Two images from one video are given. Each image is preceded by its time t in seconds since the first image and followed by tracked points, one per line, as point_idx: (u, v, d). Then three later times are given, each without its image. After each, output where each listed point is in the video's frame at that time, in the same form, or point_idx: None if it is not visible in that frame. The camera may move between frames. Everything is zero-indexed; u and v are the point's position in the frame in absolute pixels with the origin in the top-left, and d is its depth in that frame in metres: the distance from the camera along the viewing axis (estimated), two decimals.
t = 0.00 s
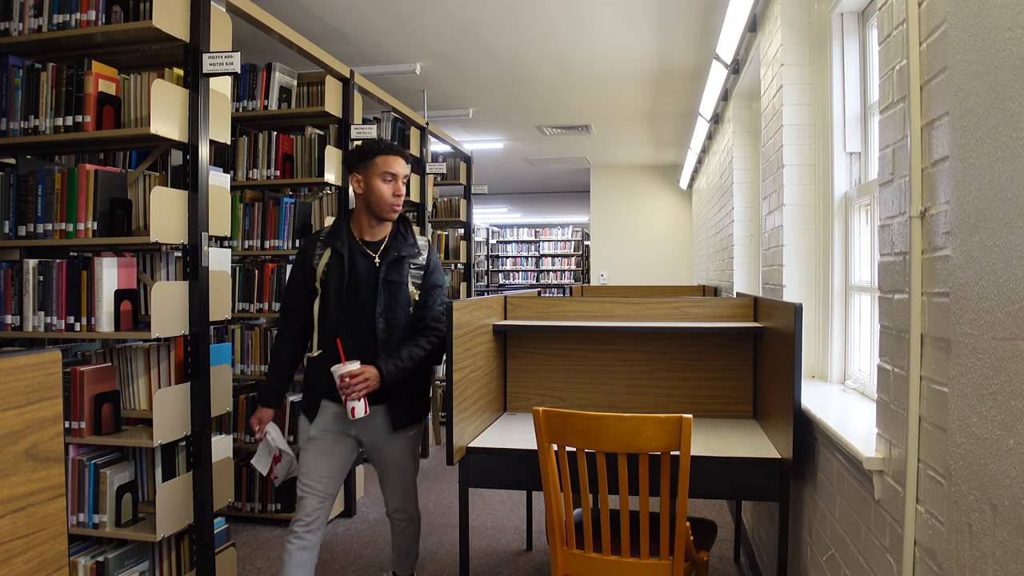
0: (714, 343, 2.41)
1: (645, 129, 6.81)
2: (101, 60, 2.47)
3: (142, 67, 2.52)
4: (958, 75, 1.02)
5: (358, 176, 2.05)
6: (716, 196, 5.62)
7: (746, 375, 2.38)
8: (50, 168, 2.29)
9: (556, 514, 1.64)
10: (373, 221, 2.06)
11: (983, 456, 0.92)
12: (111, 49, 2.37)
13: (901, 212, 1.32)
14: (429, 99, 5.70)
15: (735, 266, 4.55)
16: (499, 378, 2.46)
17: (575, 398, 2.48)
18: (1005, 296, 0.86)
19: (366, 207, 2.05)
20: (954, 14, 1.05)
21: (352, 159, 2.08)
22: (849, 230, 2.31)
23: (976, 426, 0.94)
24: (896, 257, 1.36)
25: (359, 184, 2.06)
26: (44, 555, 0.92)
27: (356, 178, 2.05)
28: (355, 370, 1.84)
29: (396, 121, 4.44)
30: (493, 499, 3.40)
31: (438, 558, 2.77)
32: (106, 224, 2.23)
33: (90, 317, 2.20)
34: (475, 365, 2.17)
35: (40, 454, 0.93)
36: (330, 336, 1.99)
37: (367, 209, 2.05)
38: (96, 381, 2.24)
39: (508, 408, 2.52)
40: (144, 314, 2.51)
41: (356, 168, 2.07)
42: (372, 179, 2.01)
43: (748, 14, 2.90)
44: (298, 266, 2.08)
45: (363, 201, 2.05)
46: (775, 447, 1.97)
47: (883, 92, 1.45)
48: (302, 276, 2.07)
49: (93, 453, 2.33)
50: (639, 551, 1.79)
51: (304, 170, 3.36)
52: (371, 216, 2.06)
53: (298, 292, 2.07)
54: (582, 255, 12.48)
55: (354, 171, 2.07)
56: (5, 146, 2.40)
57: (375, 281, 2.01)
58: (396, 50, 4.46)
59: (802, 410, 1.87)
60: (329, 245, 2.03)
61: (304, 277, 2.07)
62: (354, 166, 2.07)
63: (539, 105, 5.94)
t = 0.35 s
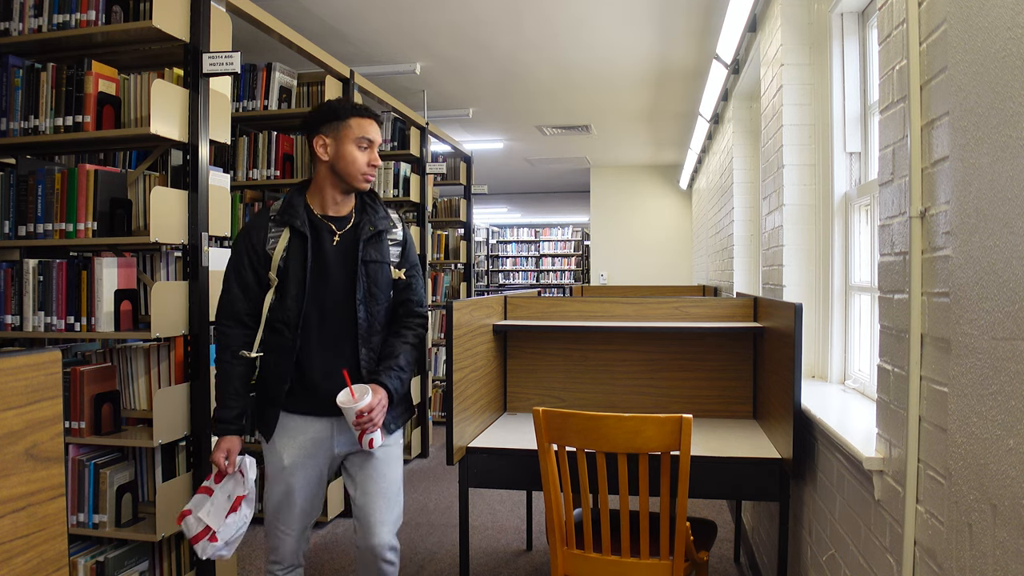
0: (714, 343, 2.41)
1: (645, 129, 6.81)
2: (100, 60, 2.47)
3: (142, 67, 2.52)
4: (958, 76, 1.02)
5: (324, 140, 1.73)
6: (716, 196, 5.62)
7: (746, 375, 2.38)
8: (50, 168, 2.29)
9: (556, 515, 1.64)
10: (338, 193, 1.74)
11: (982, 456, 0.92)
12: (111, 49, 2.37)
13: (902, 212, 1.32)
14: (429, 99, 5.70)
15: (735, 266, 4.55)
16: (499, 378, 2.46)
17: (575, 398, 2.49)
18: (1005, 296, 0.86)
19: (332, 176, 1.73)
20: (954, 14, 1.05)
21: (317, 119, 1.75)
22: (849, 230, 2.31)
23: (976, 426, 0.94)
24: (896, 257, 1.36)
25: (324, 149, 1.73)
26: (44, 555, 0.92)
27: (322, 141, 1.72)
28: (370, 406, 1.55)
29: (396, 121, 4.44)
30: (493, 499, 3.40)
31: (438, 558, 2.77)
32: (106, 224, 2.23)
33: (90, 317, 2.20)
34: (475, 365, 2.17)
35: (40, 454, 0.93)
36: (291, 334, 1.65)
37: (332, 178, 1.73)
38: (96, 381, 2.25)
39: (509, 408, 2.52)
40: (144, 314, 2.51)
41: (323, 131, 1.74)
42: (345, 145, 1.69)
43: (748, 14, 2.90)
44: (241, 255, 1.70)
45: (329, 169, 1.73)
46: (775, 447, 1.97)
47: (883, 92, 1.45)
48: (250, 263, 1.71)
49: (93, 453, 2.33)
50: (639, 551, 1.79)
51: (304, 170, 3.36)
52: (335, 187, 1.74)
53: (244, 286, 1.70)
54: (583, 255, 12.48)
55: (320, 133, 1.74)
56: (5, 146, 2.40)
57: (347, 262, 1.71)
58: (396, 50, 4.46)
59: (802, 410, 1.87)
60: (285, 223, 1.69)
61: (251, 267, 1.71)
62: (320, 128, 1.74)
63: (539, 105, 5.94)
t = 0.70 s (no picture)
0: (714, 343, 2.41)
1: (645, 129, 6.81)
2: (100, 60, 2.47)
3: (142, 66, 2.52)
4: (958, 75, 1.02)
5: (420, 142, 1.28)
6: (716, 196, 5.62)
7: (746, 375, 2.38)
8: (50, 168, 2.29)
9: (557, 516, 1.64)
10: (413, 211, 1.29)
11: (983, 456, 0.92)
12: (111, 49, 2.37)
13: (902, 212, 1.32)
14: (429, 99, 5.70)
15: (734, 265, 4.55)
16: (499, 378, 2.46)
17: (575, 398, 2.49)
18: (1005, 296, 0.86)
19: (416, 189, 1.29)
20: (954, 14, 1.05)
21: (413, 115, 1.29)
22: (849, 230, 2.31)
23: (976, 426, 0.94)
24: (896, 257, 1.36)
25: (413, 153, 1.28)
26: (44, 555, 0.92)
27: (418, 142, 1.28)
28: (455, 450, 1.21)
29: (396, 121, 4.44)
30: (493, 499, 3.40)
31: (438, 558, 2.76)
32: (106, 224, 2.23)
33: (90, 316, 2.20)
34: (475, 365, 2.17)
35: (40, 454, 0.93)
36: (349, 366, 1.20)
37: (415, 193, 1.29)
38: (96, 381, 2.25)
39: (509, 408, 2.52)
40: (144, 314, 2.52)
41: (418, 130, 1.28)
42: (447, 155, 1.28)
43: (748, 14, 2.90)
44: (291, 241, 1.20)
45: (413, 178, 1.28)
46: (774, 447, 1.97)
47: (883, 92, 1.45)
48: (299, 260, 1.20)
49: (93, 453, 2.33)
50: (639, 551, 1.79)
51: (304, 169, 3.36)
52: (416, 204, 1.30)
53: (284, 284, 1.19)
54: (582, 255, 12.48)
55: (412, 132, 1.29)
56: (5, 146, 2.40)
57: (417, 290, 1.27)
58: (396, 49, 4.45)
59: (802, 410, 1.87)
60: (358, 221, 1.22)
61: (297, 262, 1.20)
62: (416, 125, 1.29)
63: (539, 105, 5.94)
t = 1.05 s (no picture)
0: (714, 343, 2.41)
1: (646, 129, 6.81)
2: (100, 60, 2.47)
3: (142, 67, 2.52)
4: (958, 75, 1.02)
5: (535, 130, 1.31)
6: (716, 196, 5.62)
7: (746, 375, 2.38)
8: (50, 168, 2.29)
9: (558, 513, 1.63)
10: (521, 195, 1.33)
11: (983, 456, 0.92)
12: (111, 49, 2.37)
13: (901, 212, 1.32)
14: (429, 99, 5.70)
15: (735, 266, 4.54)
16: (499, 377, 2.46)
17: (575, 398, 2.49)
18: (1005, 296, 0.86)
19: (528, 175, 1.33)
20: (954, 14, 1.05)
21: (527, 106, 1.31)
22: (849, 230, 2.31)
23: (976, 426, 0.94)
24: (896, 257, 1.36)
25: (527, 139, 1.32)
26: (44, 555, 0.92)
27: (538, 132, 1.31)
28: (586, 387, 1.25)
29: (396, 121, 4.44)
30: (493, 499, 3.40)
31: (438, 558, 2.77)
32: (106, 224, 2.23)
33: (90, 316, 2.20)
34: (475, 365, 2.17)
35: (40, 454, 0.93)
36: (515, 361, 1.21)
37: (529, 178, 1.32)
38: (96, 381, 2.24)
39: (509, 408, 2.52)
40: (144, 315, 2.52)
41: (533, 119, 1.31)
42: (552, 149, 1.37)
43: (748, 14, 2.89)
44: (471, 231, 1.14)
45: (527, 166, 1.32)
46: (774, 447, 1.97)
47: (883, 92, 1.45)
48: (478, 249, 1.14)
49: (93, 453, 2.33)
50: (639, 551, 1.79)
51: (304, 169, 3.36)
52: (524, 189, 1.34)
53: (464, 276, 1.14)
54: (583, 255, 12.49)
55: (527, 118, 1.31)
56: (5, 146, 2.40)
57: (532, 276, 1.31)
58: (396, 49, 4.45)
59: (802, 410, 1.87)
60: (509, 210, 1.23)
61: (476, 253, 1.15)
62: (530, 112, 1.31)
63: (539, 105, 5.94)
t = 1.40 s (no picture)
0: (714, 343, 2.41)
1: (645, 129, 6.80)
2: (100, 60, 2.47)
3: (142, 67, 2.52)
4: (958, 76, 1.02)
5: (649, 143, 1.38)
6: (716, 196, 5.62)
7: (746, 375, 2.38)
8: (50, 168, 2.29)
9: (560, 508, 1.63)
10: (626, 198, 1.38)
11: (983, 456, 0.92)
12: (111, 49, 2.37)
13: (902, 212, 1.32)
14: (429, 99, 5.70)
15: (735, 266, 4.54)
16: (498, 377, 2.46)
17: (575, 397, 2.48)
18: (1005, 296, 0.86)
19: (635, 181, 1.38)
20: (954, 14, 1.05)
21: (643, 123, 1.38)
22: (849, 230, 2.31)
23: (976, 426, 0.94)
24: (896, 257, 1.36)
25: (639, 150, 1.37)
26: (44, 555, 0.92)
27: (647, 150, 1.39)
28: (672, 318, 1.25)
29: (396, 121, 4.44)
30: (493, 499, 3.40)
31: (438, 558, 2.77)
32: (106, 224, 2.23)
33: (90, 317, 2.20)
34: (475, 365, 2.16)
35: (40, 454, 0.93)
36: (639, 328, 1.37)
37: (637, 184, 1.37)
38: (96, 381, 2.24)
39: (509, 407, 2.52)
40: (144, 315, 2.52)
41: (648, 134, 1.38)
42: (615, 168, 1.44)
43: (748, 14, 2.89)
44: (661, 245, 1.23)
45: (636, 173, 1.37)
46: (774, 447, 1.97)
47: (883, 92, 1.45)
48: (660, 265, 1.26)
49: (93, 453, 2.33)
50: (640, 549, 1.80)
51: (304, 169, 3.36)
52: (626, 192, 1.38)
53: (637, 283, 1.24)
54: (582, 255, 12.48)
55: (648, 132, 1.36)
56: (5, 146, 2.40)
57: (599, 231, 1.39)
58: (397, 49, 4.45)
59: (802, 410, 1.87)
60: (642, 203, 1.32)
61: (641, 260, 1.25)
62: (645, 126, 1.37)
63: (539, 105, 5.94)
